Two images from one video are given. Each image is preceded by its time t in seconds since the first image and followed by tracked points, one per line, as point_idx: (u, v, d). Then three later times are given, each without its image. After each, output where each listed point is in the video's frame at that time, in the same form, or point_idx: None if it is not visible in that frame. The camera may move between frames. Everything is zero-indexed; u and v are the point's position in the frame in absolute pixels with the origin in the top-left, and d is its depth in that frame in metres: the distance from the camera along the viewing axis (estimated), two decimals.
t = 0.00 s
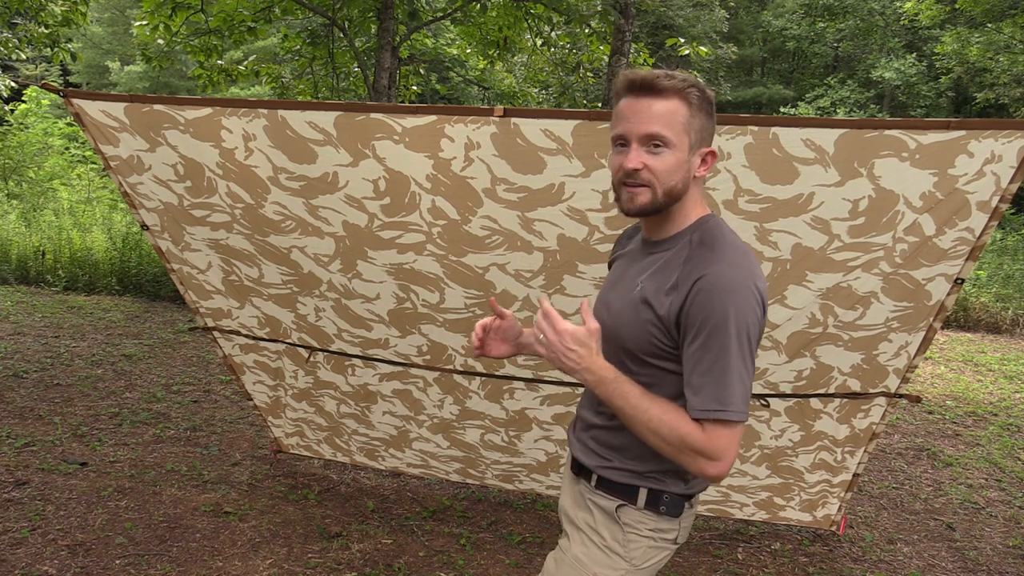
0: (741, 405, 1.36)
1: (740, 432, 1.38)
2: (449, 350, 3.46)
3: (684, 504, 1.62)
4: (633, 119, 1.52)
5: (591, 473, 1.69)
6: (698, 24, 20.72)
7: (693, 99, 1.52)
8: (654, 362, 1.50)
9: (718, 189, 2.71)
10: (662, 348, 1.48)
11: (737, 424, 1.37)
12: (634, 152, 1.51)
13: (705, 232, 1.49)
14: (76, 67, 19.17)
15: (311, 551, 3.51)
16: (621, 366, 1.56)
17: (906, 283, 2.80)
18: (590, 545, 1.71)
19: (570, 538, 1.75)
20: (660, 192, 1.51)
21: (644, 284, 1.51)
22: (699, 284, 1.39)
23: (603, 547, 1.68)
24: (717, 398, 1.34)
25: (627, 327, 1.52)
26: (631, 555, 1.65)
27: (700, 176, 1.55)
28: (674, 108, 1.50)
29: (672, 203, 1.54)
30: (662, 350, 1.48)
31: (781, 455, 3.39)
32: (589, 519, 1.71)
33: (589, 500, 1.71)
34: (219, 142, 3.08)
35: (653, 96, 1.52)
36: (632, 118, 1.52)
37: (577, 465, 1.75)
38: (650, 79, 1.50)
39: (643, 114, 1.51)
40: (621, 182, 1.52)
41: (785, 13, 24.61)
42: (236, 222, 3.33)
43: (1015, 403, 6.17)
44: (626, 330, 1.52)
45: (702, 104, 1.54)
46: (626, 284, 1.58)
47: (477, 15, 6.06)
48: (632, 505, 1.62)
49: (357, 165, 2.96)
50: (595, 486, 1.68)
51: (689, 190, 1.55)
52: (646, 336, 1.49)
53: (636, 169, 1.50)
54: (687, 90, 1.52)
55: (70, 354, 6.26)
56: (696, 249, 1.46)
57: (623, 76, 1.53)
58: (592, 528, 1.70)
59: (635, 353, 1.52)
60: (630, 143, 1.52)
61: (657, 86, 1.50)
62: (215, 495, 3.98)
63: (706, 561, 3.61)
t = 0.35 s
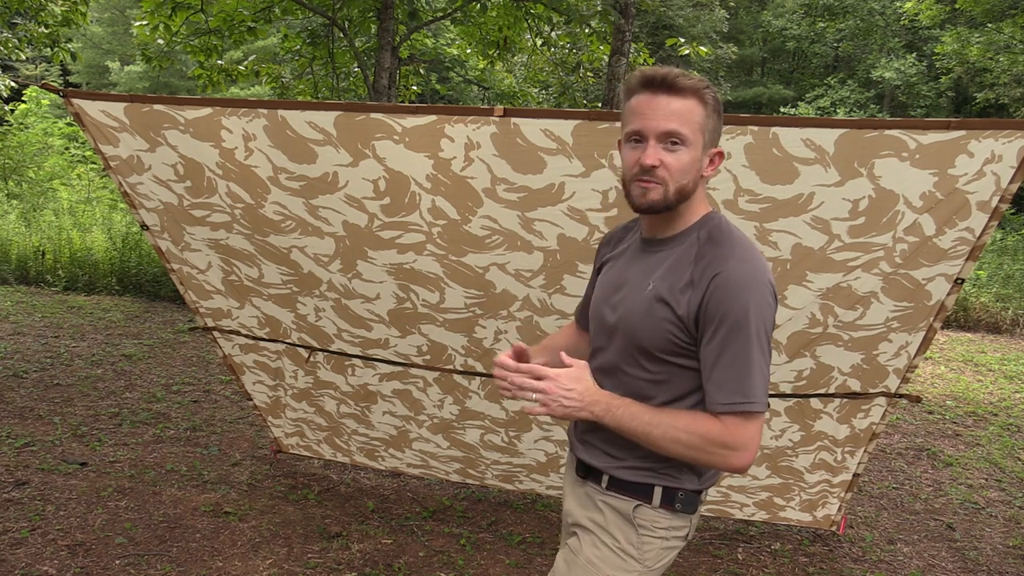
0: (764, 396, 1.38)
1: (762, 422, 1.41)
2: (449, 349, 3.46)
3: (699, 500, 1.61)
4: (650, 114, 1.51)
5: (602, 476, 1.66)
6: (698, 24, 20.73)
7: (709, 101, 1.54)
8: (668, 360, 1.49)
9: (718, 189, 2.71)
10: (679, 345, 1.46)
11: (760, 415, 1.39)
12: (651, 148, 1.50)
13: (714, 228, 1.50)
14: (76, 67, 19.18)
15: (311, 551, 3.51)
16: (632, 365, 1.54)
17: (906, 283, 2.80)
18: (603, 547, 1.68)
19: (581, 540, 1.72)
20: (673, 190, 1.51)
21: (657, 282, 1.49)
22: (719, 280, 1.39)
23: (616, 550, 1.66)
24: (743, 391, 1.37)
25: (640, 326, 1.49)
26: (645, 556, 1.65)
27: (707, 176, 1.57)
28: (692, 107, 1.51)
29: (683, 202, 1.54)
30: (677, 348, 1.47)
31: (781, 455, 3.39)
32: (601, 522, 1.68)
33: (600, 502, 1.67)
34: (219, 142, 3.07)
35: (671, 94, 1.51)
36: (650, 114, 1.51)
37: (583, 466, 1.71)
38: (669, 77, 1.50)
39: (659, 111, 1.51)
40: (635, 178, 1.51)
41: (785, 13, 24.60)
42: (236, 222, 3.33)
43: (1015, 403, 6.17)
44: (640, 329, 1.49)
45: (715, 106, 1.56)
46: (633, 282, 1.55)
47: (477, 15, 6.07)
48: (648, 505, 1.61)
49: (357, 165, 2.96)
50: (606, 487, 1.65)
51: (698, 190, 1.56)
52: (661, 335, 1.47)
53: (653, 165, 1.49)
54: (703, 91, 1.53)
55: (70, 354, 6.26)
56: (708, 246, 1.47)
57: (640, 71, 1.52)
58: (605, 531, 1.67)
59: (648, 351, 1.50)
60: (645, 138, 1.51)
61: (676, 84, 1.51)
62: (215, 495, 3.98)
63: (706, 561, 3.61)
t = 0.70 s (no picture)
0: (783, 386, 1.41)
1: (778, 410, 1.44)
2: (449, 349, 3.46)
3: (711, 498, 1.63)
4: (652, 114, 1.51)
5: (613, 478, 1.64)
6: (698, 24, 20.75)
7: (708, 101, 1.54)
8: (682, 359, 1.48)
9: (717, 189, 2.71)
10: (695, 344, 1.46)
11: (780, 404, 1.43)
12: (654, 149, 1.50)
13: (717, 226, 1.51)
14: (76, 67, 19.19)
15: (311, 551, 3.51)
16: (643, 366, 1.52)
17: (906, 283, 2.80)
18: (617, 550, 1.66)
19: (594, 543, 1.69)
20: (677, 190, 1.51)
21: (666, 283, 1.48)
22: (735, 277, 1.40)
23: (631, 552, 1.65)
24: (766, 385, 1.39)
25: (651, 326, 1.48)
26: (660, 556, 1.65)
27: (707, 175, 1.57)
28: (693, 107, 1.51)
29: (685, 202, 1.54)
30: (691, 346, 1.47)
31: (781, 455, 3.39)
32: (616, 524, 1.66)
33: (614, 504, 1.66)
34: (219, 142, 3.08)
35: (672, 94, 1.52)
36: (651, 115, 1.51)
37: (592, 469, 1.69)
38: (669, 77, 1.50)
39: (660, 110, 1.51)
40: (638, 179, 1.51)
41: (785, 12, 24.61)
42: (236, 222, 3.33)
43: (1015, 403, 6.17)
44: (653, 329, 1.48)
45: (714, 106, 1.57)
46: (639, 283, 1.53)
47: (477, 15, 6.07)
48: (663, 505, 1.61)
49: (357, 165, 2.96)
50: (618, 489, 1.64)
51: (698, 189, 1.57)
52: (676, 335, 1.46)
53: (657, 166, 1.49)
54: (702, 90, 1.54)
55: (70, 354, 6.26)
56: (714, 244, 1.47)
57: (639, 72, 1.53)
58: (621, 533, 1.65)
59: (662, 352, 1.49)
60: (647, 139, 1.51)
61: (676, 85, 1.51)
62: (215, 495, 3.98)
63: (706, 561, 3.61)
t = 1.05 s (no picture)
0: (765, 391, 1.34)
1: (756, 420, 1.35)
2: (449, 349, 3.46)
3: (707, 500, 1.62)
4: (656, 105, 1.53)
5: (609, 476, 1.65)
6: (698, 24, 20.76)
7: (720, 101, 1.54)
8: (671, 358, 1.48)
9: (717, 189, 2.71)
10: (684, 342, 1.46)
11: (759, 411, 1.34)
12: (650, 137, 1.52)
13: (719, 227, 1.50)
14: (76, 67, 19.19)
15: (311, 551, 3.51)
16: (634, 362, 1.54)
17: (906, 283, 2.80)
18: (610, 547, 1.66)
19: (587, 540, 1.70)
20: (668, 182, 1.52)
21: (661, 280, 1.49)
22: (726, 275, 1.38)
23: (624, 550, 1.65)
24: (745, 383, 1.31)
25: (643, 322, 1.49)
26: (653, 555, 1.64)
27: (709, 176, 1.56)
28: (699, 103, 1.51)
29: (678, 197, 1.54)
30: (681, 345, 1.46)
31: (781, 455, 3.39)
32: (609, 521, 1.66)
33: (608, 501, 1.66)
34: (219, 142, 3.07)
35: (682, 89, 1.53)
36: (656, 106, 1.53)
37: (588, 466, 1.71)
38: (681, 71, 1.52)
39: (667, 102, 1.53)
40: (632, 164, 1.54)
41: (785, 13, 24.61)
42: (236, 222, 3.33)
43: (1015, 403, 6.18)
44: (644, 325, 1.49)
45: (727, 108, 1.55)
46: (637, 279, 1.54)
47: (477, 15, 6.07)
48: (657, 504, 1.62)
49: (357, 165, 2.96)
50: (613, 488, 1.65)
51: (697, 187, 1.56)
52: (665, 332, 1.47)
53: (649, 153, 1.51)
54: (715, 90, 1.53)
55: (70, 354, 6.26)
56: (712, 245, 1.47)
57: (657, 64, 1.56)
58: (613, 530, 1.66)
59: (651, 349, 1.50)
60: (647, 128, 1.53)
61: (686, 80, 1.52)
62: (215, 495, 3.98)
63: (706, 561, 3.61)
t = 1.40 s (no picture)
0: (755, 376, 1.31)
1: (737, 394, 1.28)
2: (449, 349, 3.46)
3: (698, 501, 1.63)
4: (680, 111, 1.51)
5: (600, 476, 1.64)
6: (698, 24, 20.76)
7: (746, 108, 1.51)
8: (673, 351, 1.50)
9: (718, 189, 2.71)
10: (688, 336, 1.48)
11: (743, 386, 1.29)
12: (673, 145, 1.51)
13: (738, 234, 1.51)
14: (76, 67, 19.19)
15: (311, 550, 3.51)
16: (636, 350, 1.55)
17: (906, 283, 2.80)
18: (599, 550, 1.66)
19: (576, 542, 1.69)
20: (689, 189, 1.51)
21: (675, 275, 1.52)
22: (751, 272, 1.42)
23: (613, 553, 1.65)
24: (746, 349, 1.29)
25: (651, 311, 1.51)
26: (641, 558, 1.65)
27: (732, 182, 1.54)
28: (724, 111, 1.49)
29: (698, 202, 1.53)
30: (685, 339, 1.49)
31: (781, 455, 3.39)
32: (599, 523, 1.66)
33: (598, 502, 1.66)
34: (219, 142, 3.07)
35: (707, 97, 1.51)
36: (681, 112, 1.51)
37: (579, 466, 1.69)
38: (706, 78, 1.50)
39: (692, 109, 1.51)
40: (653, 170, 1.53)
41: (785, 13, 24.62)
42: (236, 222, 3.33)
43: (1015, 403, 6.18)
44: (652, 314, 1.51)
45: (754, 115, 1.53)
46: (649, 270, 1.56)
47: (477, 15, 6.07)
48: (648, 506, 1.61)
49: (357, 165, 2.96)
50: (604, 488, 1.64)
51: (719, 194, 1.54)
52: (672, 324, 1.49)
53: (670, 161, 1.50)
54: (742, 97, 1.51)
55: (70, 354, 6.26)
56: (730, 247, 1.49)
57: (684, 70, 1.53)
58: (603, 533, 1.65)
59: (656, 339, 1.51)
60: (670, 134, 1.52)
61: (711, 88, 1.50)
62: (215, 495, 3.98)
63: (706, 561, 3.61)
